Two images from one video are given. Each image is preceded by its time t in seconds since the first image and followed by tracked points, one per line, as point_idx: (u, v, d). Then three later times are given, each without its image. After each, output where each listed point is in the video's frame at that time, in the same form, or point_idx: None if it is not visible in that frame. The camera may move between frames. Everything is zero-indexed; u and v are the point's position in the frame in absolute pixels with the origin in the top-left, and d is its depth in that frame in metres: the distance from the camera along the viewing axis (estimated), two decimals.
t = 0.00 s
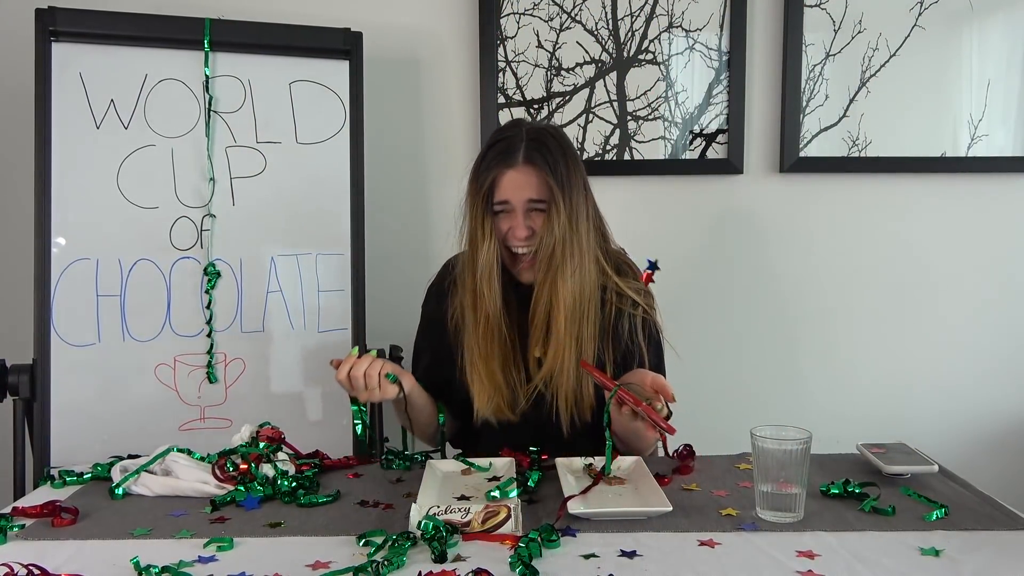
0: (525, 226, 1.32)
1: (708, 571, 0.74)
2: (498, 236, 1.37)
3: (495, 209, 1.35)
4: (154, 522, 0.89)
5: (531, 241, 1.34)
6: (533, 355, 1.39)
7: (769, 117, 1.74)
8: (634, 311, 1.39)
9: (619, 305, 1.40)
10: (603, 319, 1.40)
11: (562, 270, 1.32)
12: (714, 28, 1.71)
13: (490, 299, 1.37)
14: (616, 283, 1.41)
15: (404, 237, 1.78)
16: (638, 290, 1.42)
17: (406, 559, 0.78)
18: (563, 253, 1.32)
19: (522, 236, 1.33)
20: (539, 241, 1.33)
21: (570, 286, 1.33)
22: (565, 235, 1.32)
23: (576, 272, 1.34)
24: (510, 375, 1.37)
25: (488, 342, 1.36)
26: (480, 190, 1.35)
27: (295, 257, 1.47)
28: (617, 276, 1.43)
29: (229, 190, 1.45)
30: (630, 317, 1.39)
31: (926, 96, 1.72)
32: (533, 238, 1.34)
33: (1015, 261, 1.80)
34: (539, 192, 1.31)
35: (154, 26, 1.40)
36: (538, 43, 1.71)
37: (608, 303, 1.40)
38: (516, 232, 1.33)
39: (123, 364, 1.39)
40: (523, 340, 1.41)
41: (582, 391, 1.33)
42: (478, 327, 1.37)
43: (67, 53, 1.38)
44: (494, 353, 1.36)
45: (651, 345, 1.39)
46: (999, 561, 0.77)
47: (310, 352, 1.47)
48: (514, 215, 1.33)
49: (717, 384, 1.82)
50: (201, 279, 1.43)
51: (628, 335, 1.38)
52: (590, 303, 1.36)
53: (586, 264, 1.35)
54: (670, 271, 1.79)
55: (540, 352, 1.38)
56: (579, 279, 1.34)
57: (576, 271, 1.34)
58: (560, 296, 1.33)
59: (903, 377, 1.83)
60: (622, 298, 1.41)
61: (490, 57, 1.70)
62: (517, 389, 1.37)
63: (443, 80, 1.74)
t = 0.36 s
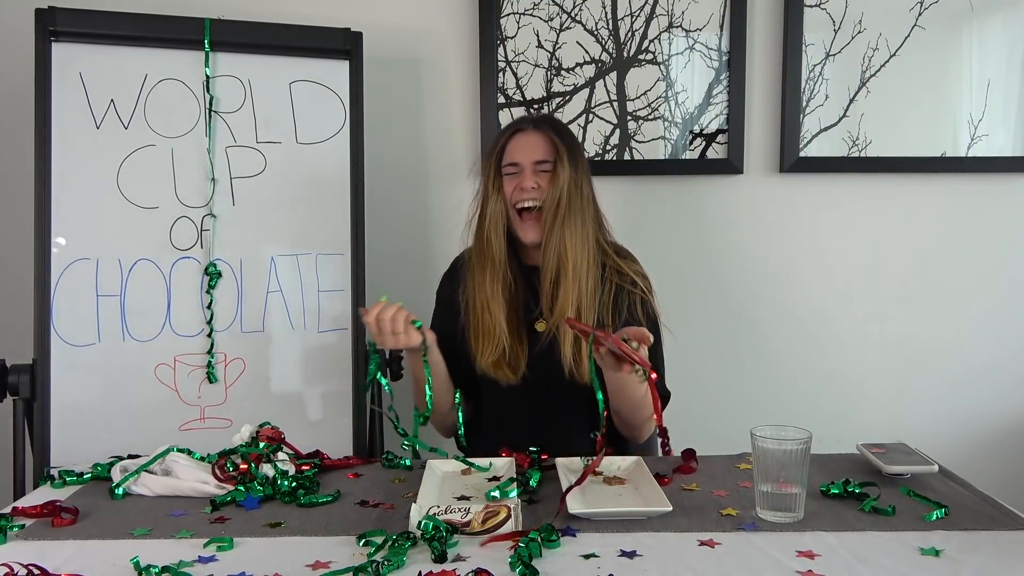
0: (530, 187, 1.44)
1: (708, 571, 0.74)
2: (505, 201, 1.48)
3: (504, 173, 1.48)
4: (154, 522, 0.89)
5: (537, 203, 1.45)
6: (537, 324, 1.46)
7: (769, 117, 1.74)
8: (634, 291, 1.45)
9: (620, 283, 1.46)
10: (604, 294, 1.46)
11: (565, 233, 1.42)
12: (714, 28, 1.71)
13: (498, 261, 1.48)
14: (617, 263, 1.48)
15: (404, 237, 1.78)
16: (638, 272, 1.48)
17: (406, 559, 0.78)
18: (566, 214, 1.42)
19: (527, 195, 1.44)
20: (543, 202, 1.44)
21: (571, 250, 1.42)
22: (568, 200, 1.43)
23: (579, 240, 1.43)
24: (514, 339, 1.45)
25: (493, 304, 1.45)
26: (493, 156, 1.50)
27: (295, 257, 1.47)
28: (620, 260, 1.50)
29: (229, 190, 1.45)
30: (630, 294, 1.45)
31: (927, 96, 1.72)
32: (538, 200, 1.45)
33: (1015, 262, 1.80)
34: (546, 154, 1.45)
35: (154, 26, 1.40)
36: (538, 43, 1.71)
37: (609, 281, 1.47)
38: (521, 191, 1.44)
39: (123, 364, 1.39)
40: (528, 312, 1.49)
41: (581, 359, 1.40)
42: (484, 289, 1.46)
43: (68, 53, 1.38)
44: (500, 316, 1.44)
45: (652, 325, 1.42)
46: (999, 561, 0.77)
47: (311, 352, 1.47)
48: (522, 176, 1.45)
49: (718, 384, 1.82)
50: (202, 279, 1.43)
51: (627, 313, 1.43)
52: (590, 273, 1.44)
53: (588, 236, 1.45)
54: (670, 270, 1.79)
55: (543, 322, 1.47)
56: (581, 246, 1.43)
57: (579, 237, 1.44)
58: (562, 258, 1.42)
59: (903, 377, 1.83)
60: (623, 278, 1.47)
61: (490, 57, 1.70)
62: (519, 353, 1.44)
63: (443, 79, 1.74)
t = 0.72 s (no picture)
0: (542, 210, 1.46)
1: (708, 571, 0.74)
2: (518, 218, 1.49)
3: (517, 192, 1.50)
4: (154, 522, 0.89)
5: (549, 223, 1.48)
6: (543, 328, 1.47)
7: (769, 117, 1.74)
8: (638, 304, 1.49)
9: (623, 292, 1.50)
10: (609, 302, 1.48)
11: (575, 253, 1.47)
12: (714, 28, 1.71)
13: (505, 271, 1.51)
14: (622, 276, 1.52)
15: (404, 237, 1.78)
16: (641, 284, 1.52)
17: (406, 559, 0.78)
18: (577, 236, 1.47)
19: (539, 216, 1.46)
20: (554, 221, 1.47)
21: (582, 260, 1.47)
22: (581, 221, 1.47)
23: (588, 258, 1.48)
24: (517, 342, 1.46)
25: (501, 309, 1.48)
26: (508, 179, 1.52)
27: (295, 257, 1.47)
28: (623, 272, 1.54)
29: (229, 190, 1.45)
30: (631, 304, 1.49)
31: (926, 96, 1.72)
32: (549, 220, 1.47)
33: (1016, 261, 1.80)
34: (559, 180, 1.47)
35: (154, 26, 1.40)
36: (538, 43, 1.71)
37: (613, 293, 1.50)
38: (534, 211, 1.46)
39: (123, 364, 1.39)
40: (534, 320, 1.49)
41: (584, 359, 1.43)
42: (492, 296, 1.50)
43: (68, 52, 1.38)
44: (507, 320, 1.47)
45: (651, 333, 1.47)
46: (999, 561, 0.77)
47: (311, 352, 1.47)
48: (534, 200, 1.47)
49: (718, 384, 1.82)
50: (202, 279, 1.43)
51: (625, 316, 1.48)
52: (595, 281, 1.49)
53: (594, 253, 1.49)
54: (671, 270, 1.79)
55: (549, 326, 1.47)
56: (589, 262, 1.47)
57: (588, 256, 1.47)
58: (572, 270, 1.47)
59: (903, 377, 1.83)
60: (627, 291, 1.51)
61: (490, 57, 1.70)
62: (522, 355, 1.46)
63: (443, 80, 1.74)
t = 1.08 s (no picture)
0: (555, 185, 1.49)
1: (708, 571, 0.74)
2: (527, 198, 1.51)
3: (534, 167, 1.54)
4: (155, 522, 0.89)
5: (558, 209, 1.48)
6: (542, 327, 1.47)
7: (769, 117, 1.74)
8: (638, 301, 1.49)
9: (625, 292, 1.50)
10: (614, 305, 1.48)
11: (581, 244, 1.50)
12: (714, 28, 1.71)
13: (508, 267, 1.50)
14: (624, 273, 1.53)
15: (404, 237, 1.78)
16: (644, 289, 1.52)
17: (406, 560, 0.78)
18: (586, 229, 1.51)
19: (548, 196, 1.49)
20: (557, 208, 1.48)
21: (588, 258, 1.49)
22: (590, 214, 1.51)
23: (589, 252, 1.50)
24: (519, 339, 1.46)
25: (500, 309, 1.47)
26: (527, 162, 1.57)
27: (295, 257, 1.47)
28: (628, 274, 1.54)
29: (229, 190, 1.45)
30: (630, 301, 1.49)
31: (926, 96, 1.72)
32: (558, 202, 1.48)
33: (1015, 261, 1.80)
34: (577, 162, 1.53)
35: (154, 26, 1.40)
36: (538, 43, 1.71)
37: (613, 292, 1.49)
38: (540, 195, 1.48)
39: (123, 364, 1.39)
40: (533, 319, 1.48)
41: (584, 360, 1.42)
42: (492, 294, 1.50)
43: (68, 53, 1.38)
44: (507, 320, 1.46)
45: (650, 333, 1.46)
46: (999, 561, 0.77)
47: (311, 352, 1.47)
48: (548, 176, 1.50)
49: (718, 384, 1.82)
50: (202, 279, 1.43)
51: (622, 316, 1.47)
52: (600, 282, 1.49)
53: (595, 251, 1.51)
54: (671, 270, 1.79)
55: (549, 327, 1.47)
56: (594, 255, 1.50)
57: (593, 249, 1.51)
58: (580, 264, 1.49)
59: (903, 377, 1.83)
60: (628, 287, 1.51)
61: (490, 57, 1.70)
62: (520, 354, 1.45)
63: (443, 80, 1.74)
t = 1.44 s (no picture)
0: (556, 187, 1.49)
1: (708, 571, 0.74)
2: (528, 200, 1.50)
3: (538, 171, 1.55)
4: (155, 522, 0.89)
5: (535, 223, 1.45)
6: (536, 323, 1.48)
7: (768, 117, 1.74)
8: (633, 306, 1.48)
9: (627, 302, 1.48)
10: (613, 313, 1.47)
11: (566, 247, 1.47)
12: (714, 28, 1.71)
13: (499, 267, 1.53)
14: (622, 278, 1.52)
15: (404, 237, 1.78)
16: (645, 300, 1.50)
17: (406, 559, 0.78)
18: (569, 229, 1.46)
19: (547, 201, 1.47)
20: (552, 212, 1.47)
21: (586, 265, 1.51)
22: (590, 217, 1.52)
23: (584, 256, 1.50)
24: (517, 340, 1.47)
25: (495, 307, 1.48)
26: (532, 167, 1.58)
27: (295, 257, 1.47)
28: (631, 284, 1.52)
29: (229, 190, 1.45)
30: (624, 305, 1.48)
31: (926, 96, 1.72)
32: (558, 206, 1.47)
33: (1016, 261, 1.80)
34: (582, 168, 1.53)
35: (154, 27, 1.40)
36: (538, 43, 1.71)
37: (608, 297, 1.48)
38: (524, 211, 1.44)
39: (122, 364, 1.39)
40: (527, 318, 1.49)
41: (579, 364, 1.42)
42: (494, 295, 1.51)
43: (68, 53, 1.38)
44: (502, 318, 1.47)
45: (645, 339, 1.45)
46: (999, 561, 0.77)
47: (311, 352, 1.47)
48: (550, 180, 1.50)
49: (718, 384, 1.82)
50: (202, 279, 1.43)
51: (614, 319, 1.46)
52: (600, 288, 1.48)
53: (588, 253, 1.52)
54: (670, 270, 1.79)
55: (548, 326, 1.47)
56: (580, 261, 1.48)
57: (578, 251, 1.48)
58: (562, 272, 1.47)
59: (903, 377, 1.83)
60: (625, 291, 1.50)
61: (490, 57, 1.70)
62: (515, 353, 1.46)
63: (443, 80, 1.74)
